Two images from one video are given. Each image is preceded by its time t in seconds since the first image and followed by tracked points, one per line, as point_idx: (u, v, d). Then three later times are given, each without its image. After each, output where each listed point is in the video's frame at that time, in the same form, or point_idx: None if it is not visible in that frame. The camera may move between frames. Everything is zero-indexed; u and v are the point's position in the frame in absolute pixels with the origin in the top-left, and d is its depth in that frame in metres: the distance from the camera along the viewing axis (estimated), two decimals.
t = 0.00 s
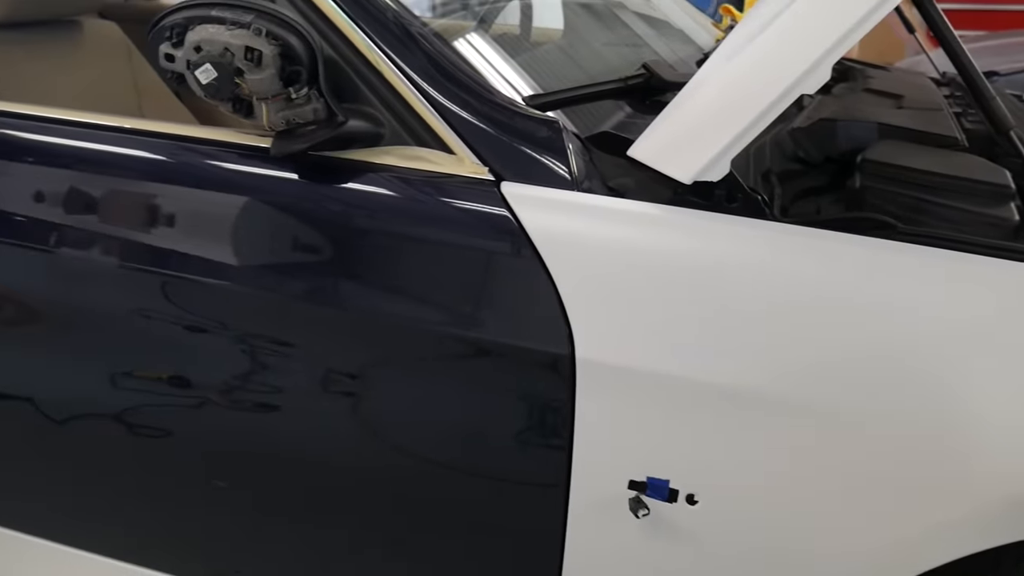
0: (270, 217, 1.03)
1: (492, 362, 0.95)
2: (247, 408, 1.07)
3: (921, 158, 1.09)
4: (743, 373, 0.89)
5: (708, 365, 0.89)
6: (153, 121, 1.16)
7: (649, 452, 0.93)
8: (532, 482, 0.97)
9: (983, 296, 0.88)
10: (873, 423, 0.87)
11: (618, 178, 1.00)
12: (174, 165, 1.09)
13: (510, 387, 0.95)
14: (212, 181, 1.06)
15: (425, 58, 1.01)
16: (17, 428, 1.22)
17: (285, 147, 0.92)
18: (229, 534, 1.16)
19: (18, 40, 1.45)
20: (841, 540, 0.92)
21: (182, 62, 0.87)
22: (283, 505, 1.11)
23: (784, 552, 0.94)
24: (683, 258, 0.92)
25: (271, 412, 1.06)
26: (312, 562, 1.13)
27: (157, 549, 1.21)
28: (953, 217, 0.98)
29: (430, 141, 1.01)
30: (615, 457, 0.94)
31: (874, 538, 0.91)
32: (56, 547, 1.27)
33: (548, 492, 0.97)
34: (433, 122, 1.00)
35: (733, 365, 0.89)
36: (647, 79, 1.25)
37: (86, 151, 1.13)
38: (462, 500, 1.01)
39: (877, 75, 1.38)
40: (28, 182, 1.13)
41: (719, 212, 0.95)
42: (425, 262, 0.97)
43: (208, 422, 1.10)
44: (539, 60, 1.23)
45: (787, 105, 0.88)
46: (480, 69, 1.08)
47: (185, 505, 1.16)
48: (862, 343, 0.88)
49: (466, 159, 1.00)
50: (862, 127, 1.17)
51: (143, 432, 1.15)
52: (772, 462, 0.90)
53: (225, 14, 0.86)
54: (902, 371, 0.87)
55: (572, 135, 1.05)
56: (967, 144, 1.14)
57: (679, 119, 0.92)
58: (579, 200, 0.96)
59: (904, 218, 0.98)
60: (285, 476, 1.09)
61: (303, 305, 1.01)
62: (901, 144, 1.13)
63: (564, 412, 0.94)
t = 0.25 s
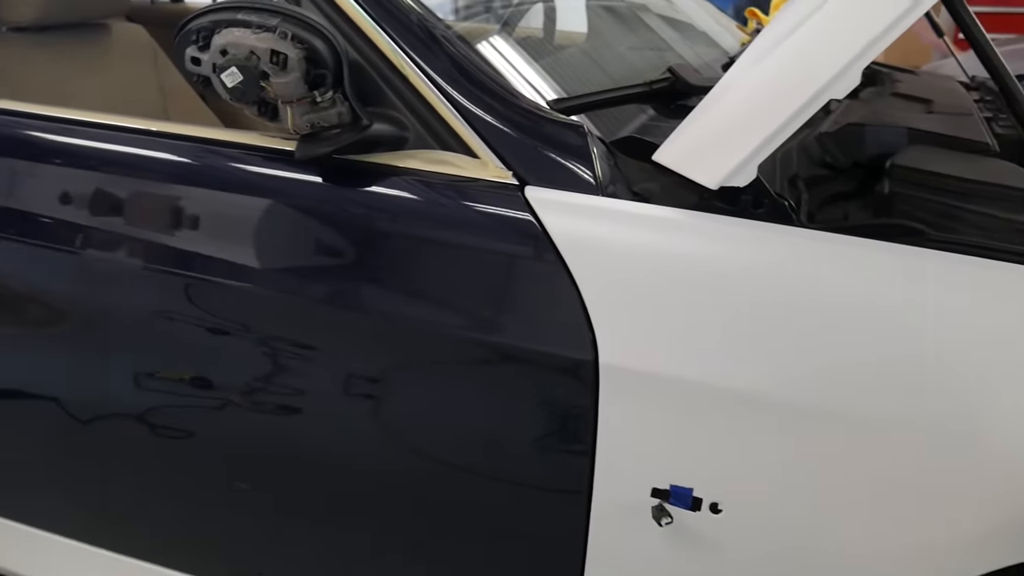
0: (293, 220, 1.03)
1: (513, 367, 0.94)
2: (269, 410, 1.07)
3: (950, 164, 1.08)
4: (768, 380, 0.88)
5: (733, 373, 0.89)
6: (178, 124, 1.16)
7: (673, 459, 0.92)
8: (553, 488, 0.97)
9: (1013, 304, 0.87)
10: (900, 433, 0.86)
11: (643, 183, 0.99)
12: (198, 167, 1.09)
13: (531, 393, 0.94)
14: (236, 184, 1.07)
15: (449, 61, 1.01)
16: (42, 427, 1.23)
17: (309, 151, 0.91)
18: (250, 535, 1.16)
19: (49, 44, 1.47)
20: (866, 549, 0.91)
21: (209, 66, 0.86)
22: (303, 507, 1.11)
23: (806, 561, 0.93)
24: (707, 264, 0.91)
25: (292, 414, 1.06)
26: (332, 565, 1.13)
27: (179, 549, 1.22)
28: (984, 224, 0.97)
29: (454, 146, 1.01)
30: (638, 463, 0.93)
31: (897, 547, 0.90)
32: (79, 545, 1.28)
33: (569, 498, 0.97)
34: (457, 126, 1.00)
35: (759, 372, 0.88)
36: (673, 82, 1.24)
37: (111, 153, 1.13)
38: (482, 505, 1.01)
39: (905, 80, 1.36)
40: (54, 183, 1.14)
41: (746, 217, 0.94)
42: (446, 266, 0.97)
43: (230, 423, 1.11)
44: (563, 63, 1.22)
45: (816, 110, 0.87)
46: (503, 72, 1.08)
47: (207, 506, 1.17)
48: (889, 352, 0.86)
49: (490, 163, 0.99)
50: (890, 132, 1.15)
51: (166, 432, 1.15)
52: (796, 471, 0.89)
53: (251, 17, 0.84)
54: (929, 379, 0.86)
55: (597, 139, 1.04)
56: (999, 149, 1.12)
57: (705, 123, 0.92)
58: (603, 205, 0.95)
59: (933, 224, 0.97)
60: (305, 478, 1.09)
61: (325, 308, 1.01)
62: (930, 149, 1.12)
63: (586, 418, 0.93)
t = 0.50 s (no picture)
0: (313, 223, 1.03)
1: (532, 372, 0.94)
2: (288, 412, 1.08)
3: (977, 170, 1.07)
4: (790, 388, 0.87)
5: (753, 379, 0.88)
6: (201, 126, 1.17)
7: (693, 466, 0.91)
8: (572, 493, 0.96)
9: None
10: (923, 442, 0.85)
11: (665, 187, 0.99)
12: (220, 170, 1.10)
13: (550, 397, 0.94)
14: (257, 187, 1.07)
15: (470, 64, 1.01)
16: (64, 427, 1.24)
17: (331, 154, 0.91)
18: (268, 537, 1.16)
19: (79, 48, 1.47)
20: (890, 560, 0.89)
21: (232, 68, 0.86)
22: (321, 510, 1.11)
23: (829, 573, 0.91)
24: (726, 269, 0.90)
25: (311, 417, 1.06)
26: (349, 568, 1.13)
27: (198, 550, 1.22)
28: (1011, 231, 0.96)
29: (477, 150, 1.01)
30: (658, 469, 0.93)
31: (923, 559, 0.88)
32: (99, 545, 1.28)
33: (587, 504, 0.96)
34: (479, 131, 1.00)
35: (781, 379, 0.87)
36: (696, 87, 1.24)
37: (134, 156, 1.14)
38: (500, 509, 1.00)
39: (930, 84, 1.35)
40: (78, 185, 1.15)
41: (768, 223, 0.93)
42: (466, 269, 0.97)
43: (249, 425, 1.11)
44: (585, 67, 1.22)
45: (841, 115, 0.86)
46: (525, 76, 1.08)
47: (225, 507, 1.17)
48: (913, 360, 0.85)
49: (511, 167, 0.99)
50: (915, 137, 1.14)
51: (186, 433, 1.16)
52: (818, 479, 0.88)
53: (274, 20, 0.84)
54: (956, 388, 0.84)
55: (619, 143, 1.04)
56: None
57: (728, 127, 0.91)
58: (624, 209, 0.95)
59: (959, 230, 0.96)
60: (324, 481, 1.09)
61: (344, 311, 1.01)
62: (956, 155, 1.11)
63: (605, 424, 0.93)
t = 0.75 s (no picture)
0: (333, 226, 1.04)
1: (551, 377, 0.94)
2: (307, 414, 1.08)
3: (1003, 177, 1.06)
4: (813, 396, 0.86)
5: (775, 386, 0.87)
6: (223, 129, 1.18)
7: (714, 473, 0.91)
8: (591, 499, 0.96)
9: None
10: (948, 451, 0.84)
11: (687, 193, 0.98)
12: (242, 173, 1.10)
13: (568, 402, 0.94)
14: (278, 190, 1.07)
15: (491, 67, 1.00)
16: (85, 427, 1.25)
17: (353, 158, 0.91)
18: (287, 539, 1.17)
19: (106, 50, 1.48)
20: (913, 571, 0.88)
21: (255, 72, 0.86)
22: (340, 512, 1.11)
23: None
24: (747, 275, 0.90)
25: (330, 419, 1.07)
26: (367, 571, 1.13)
27: (217, 551, 1.23)
28: None
29: (499, 154, 1.01)
30: (678, 476, 0.92)
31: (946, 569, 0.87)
32: (119, 544, 1.29)
33: (607, 510, 0.96)
34: (501, 134, 1.00)
35: (805, 387, 0.86)
36: (719, 91, 1.23)
37: (157, 158, 1.15)
38: (519, 514, 1.00)
39: (955, 89, 1.33)
40: (101, 187, 1.16)
41: (792, 229, 0.93)
42: (485, 273, 0.96)
43: (269, 427, 1.12)
44: (608, 71, 1.22)
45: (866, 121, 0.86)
46: (546, 80, 1.08)
47: (244, 509, 1.18)
48: (936, 368, 0.84)
49: (533, 171, 0.99)
50: (940, 143, 1.13)
51: (206, 435, 1.16)
52: (840, 487, 0.87)
53: (298, 24, 0.84)
54: (982, 398, 0.83)
55: (641, 148, 1.03)
56: None
57: (751, 131, 0.90)
58: (646, 214, 0.95)
59: (985, 238, 0.95)
60: (342, 483, 1.09)
61: (363, 314, 1.01)
62: (982, 161, 1.10)
63: (624, 430, 0.93)
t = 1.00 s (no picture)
0: (353, 227, 1.04)
1: (571, 380, 0.94)
2: (327, 415, 1.08)
3: None
4: (836, 401, 0.85)
5: (799, 393, 0.86)
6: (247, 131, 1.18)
7: (737, 479, 0.90)
8: (610, 502, 0.96)
9: None
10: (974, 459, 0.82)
11: (712, 197, 0.98)
12: (265, 174, 1.11)
13: (587, 406, 0.93)
14: (300, 191, 1.08)
15: (515, 70, 1.00)
16: (108, 426, 1.26)
17: (377, 161, 0.91)
18: (307, 539, 1.17)
19: (127, 51, 1.51)
20: None
21: (280, 74, 0.86)
22: (359, 514, 1.11)
23: None
24: (773, 279, 0.89)
25: (349, 420, 1.07)
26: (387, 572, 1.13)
27: (237, 551, 1.23)
28: None
29: (522, 157, 1.01)
30: (700, 482, 0.92)
31: None
32: (141, 543, 1.30)
33: (627, 514, 0.95)
34: (524, 137, 1.00)
35: (829, 393, 0.85)
36: (743, 95, 1.25)
37: (180, 159, 1.16)
38: (538, 517, 1.00)
39: (982, 94, 1.32)
40: (125, 188, 1.17)
41: (818, 234, 0.92)
42: (505, 276, 0.96)
43: (289, 427, 1.12)
44: (631, 74, 1.22)
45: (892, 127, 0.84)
46: (569, 83, 1.07)
47: (264, 509, 1.18)
48: (963, 375, 0.83)
49: (556, 174, 0.99)
50: (967, 147, 1.12)
51: (227, 434, 1.17)
52: (865, 495, 0.86)
53: (323, 27, 0.84)
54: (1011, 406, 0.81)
55: (665, 151, 1.02)
56: None
57: (780, 136, 0.90)
58: (670, 219, 0.94)
59: (1014, 243, 0.94)
60: (362, 484, 1.09)
61: (383, 315, 1.02)
62: (1010, 167, 1.08)
63: (645, 434, 0.92)
